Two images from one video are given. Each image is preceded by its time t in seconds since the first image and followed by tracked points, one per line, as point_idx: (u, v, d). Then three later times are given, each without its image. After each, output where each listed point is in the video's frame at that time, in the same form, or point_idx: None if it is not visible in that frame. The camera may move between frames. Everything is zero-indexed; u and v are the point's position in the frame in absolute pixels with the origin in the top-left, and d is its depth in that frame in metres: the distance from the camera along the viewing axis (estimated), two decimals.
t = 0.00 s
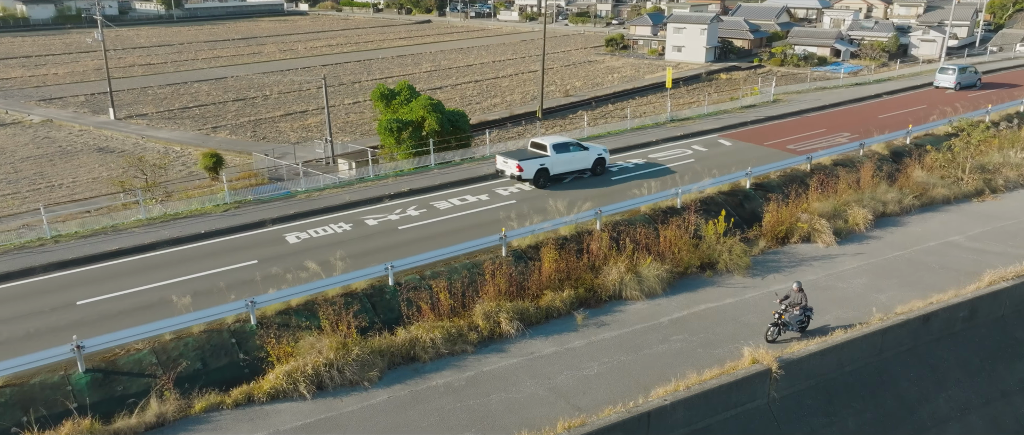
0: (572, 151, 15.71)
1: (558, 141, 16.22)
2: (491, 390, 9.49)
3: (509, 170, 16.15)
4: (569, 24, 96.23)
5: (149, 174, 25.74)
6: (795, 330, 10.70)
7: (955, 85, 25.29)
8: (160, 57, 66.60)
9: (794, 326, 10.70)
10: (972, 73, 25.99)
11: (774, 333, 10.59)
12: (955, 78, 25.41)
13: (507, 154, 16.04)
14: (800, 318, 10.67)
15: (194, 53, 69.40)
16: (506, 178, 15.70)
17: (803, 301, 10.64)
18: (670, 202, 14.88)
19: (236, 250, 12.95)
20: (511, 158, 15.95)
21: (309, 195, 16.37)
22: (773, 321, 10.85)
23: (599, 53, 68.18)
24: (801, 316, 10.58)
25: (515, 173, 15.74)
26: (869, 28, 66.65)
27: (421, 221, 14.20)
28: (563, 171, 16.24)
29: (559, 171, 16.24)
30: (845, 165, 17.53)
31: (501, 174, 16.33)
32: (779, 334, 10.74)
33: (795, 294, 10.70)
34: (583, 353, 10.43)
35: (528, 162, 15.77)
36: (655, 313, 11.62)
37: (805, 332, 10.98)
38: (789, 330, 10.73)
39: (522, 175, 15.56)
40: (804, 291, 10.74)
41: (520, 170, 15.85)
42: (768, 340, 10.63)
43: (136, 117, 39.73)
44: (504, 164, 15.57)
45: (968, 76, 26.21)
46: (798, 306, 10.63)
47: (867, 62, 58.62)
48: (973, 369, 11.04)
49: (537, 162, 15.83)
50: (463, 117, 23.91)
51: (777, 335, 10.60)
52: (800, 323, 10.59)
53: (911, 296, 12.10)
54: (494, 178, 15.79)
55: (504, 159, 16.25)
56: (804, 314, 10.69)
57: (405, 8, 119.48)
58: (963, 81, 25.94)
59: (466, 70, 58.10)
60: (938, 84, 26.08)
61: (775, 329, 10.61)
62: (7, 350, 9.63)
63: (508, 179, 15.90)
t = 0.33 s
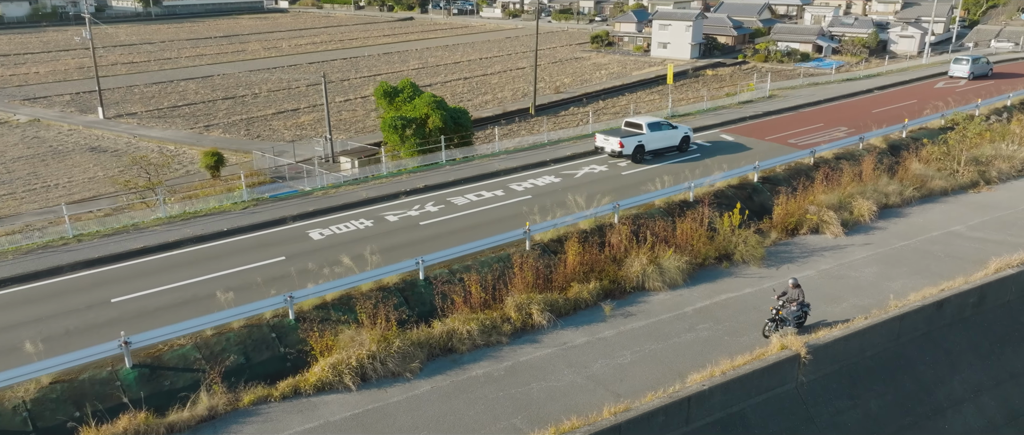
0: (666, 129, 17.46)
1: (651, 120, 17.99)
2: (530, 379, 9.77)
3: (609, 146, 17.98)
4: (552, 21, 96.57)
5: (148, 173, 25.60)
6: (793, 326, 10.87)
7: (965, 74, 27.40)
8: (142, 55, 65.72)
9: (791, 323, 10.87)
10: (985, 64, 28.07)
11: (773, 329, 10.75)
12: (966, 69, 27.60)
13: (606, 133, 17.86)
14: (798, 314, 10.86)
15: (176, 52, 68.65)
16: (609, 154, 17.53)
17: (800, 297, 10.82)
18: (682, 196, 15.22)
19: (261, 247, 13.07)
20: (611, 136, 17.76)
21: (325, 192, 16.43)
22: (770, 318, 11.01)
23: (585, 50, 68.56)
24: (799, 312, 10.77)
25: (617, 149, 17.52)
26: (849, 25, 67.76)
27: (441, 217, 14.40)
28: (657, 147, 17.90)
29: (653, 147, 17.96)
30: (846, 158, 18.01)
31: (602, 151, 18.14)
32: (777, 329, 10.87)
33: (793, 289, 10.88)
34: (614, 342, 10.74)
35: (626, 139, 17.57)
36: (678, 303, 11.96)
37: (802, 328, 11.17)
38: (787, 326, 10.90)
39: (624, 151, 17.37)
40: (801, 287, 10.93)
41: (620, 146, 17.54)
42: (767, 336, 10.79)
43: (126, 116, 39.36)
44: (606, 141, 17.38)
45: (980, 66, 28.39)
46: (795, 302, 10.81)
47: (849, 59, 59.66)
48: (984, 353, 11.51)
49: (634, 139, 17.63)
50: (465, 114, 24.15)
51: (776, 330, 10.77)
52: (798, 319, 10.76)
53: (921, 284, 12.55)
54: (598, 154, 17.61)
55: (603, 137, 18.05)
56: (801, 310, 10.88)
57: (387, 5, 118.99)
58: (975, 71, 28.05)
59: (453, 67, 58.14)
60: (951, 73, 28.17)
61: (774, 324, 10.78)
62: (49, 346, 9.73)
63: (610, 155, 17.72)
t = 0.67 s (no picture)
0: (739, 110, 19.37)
1: (723, 103, 19.90)
2: (569, 367, 10.07)
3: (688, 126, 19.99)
4: (537, 19, 96.87)
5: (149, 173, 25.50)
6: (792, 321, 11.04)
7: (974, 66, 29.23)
8: (126, 54, 64.97)
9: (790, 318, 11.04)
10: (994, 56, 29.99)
11: (771, 324, 10.94)
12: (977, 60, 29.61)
13: (685, 114, 19.81)
14: (797, 309, 11.01)
15: (160, 50, 67.95)
16: (688, 132, 19.49)
17: (799, 293, 10.98)
18: (695, 190, 15.58)
19: (289, 244, 13.22)
20: (689, 116, 19.70)
21: (345, 189, 16.54)
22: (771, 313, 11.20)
23: (572, 47, 68.99)
24: (798, 307, 10.92)
25: (695, 128, 19.40)
26: (831, 22, 68.85)
27: (461, 212, 14.63)
28: (728, 127, 19.77)
29: (725, 127, 19.82)
30: (848, 152, 18.52)
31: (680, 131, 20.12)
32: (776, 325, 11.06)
33: (791, 285, 11.05)
34: (644, 331, 11.08)
35: (703, 119, 19.50)
36: (701, 293, 12.34)
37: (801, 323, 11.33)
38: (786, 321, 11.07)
39: (702, 129, 19.30)
40: (800, 283, 11.08)
41: (698, 126, 19.39)
42: (766, 331, 10.99)
43: (117, 116, 39.01)
44: (687, 121, 19.30)
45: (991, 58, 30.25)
46: (794, 297, 10.97)
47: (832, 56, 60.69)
48: (994, 337, 12.00)
49: (710, 120, 19.55)
50: (469, 113, 24.37)
51: (774, 325, 10.96)
52: (797, 314, 10.91)
53: (931, 273, 13.04)
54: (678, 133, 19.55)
55: (682, 118, 20.02)
56: (801, 305, 11.02)
57: (370, 3, 118.54)
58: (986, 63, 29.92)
59: (443, 65, 58.24)
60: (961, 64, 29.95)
61: (772, 319, 10.97)
62: (94, 343, 9.85)
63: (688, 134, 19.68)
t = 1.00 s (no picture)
0: (795, 96, 21.42)
1: (779, 89, 21.97)
2: (606, 355, 10.44)
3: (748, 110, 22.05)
4: (523, 18, 97.22)
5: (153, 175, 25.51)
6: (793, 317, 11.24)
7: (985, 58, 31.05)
8: (112, 54, 64.34)
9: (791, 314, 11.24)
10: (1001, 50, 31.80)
11: (774, 320, 11.10)
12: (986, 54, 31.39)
13: (746, 99, 21.86)
14: (798, 306, 11.23)
15: (147, 50, 67.38)
16: (751, 115, 21.55)
17: (801, 289, 11.21)
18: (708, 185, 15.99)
19: (318, 240, 13.45)
20: (750, 101, 21.73)
21: (365, 186, 16.76)
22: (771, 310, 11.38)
23: (560, 46, 69.45)
24: (800, 303, 11.14)
25: (756, 111, 21.46)
26: (815, 20, 69.94)
27: (483, 208, 14.94)
28: (784, 111, 21.85)
29: (781, 111, 21.88)
30: (850, 147, 19.06)
31: (740, 114, 22.18)
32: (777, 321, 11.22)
33: (794, 282, 11.30)
34: (674, 321, 11.48)
35: (763, 104, 21.54)
36: (723, 284, 12.77)
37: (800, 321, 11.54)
38: (787, 317, 11.26)
39: (763, 113, 21.34)
40: (802, 280, 11.32)
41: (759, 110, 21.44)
42: (768, 327, 11.13)
43: (110, 117, 38.77)
44: (750, 105, 21.34)
45: (997, 51, 32.44)
46: (796, 294, 11.22)
47: (816, 54, 61.71)
48: (1002, 321, 12.56)
49: (769, 104, 21.59)
50: (474, 111, 24.62)
51: (777, 321, 11.11)
52: (798, 310, 11.14)
53: (940, 262, 13.57)
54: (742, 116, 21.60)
55: (742, 102, 22.10)
56: (802, 302, 11.27)
57: (355, 2, 118.18)
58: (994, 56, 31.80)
59: (434, 64, 58.40)
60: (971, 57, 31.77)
61: (775, 315, 11.13)
62: (144, 337, 10.05)
63: (750, 118, 21.74)
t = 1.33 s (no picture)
0: (839, 84, 23.42)
1: (822, 77, 23.97)
2: (642, 344, 10.84)
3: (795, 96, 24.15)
4: (510, 19, 97.54)
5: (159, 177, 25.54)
6: (797, 314, 11.43)
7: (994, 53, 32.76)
8: (100, 56, 63.74)
9: (795, 311, 11.43)
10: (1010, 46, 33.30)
11: (778, 318, 11.32)
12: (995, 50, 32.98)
13: (792, 86, 23.91)
14: (802, 302, 11.38)
15: (135, 52, 66.87)
16: (797, 101, 23.62)
17: (803, 287, 11.29)
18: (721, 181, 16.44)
19: (349, 237, 13.72)
20: (796, 89, 23.76)
21: (386, 184, 17.03)
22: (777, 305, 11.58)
23: (550, 46, 69.87)
24: (803, 301, 11.28)
25: (803, 98, 23.51)
26: (800, 20, 70.90)
27: (506, 205, 15.30)
28: (827, 97, 23.85)
29: (825, 97, 23.88)
30: (852, 144, 19.63)
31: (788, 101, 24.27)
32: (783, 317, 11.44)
33: (797, 280, 11.36)
34: (702, 311, 11.91)
35: (809, 91, 23.57)
36: (745, 275, 13.23)
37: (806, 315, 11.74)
38: (792, 313, 11.46)
39: (809, 99, 23.40)
40: (806, 277, 11.37)
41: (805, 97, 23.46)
42: (773, 324, 11.39)
43: (106, 119, 38.57)
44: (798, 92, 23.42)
45: (1005, 47, 33.77)
46: (799, 291, 11.31)
47: (802, 54, 62.64)
48: (1010, 308, 13.13)
49: (815, 90, 23.66)
50: (482, 111, 24.94)
51: (780, 319, 11.33)
52: (802, 307, 11.31)
53: (949, 253, 14.12)
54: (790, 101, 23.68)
55: (789, 89, 24.14)
56: (806, 298, 11.37)
57: (341, 3, 117.76)
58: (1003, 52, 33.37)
59: (425, 65, 58.58)
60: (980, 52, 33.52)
61: (779, 313, 11.36)
62: (195, 332, 10.29)
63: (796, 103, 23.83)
